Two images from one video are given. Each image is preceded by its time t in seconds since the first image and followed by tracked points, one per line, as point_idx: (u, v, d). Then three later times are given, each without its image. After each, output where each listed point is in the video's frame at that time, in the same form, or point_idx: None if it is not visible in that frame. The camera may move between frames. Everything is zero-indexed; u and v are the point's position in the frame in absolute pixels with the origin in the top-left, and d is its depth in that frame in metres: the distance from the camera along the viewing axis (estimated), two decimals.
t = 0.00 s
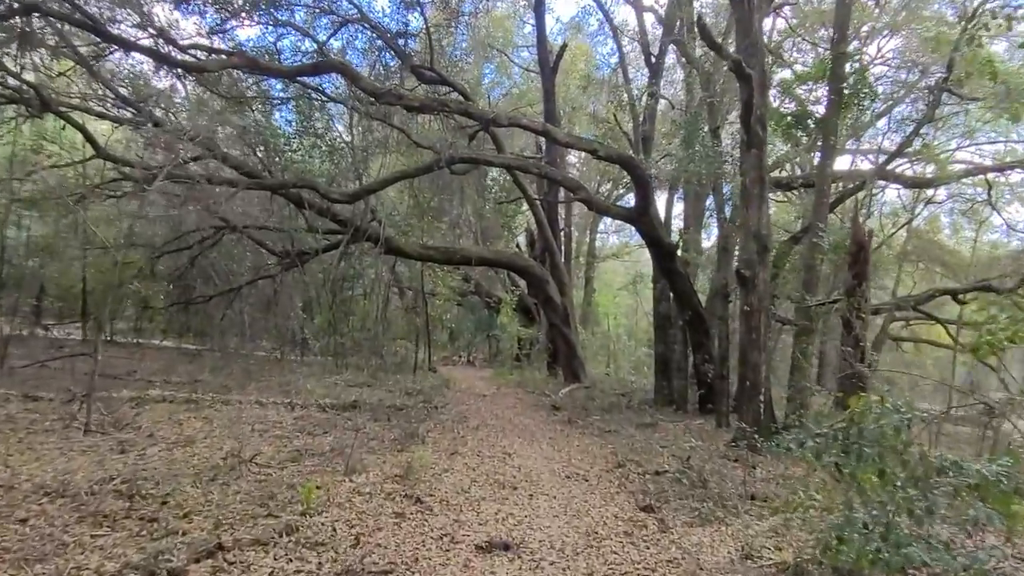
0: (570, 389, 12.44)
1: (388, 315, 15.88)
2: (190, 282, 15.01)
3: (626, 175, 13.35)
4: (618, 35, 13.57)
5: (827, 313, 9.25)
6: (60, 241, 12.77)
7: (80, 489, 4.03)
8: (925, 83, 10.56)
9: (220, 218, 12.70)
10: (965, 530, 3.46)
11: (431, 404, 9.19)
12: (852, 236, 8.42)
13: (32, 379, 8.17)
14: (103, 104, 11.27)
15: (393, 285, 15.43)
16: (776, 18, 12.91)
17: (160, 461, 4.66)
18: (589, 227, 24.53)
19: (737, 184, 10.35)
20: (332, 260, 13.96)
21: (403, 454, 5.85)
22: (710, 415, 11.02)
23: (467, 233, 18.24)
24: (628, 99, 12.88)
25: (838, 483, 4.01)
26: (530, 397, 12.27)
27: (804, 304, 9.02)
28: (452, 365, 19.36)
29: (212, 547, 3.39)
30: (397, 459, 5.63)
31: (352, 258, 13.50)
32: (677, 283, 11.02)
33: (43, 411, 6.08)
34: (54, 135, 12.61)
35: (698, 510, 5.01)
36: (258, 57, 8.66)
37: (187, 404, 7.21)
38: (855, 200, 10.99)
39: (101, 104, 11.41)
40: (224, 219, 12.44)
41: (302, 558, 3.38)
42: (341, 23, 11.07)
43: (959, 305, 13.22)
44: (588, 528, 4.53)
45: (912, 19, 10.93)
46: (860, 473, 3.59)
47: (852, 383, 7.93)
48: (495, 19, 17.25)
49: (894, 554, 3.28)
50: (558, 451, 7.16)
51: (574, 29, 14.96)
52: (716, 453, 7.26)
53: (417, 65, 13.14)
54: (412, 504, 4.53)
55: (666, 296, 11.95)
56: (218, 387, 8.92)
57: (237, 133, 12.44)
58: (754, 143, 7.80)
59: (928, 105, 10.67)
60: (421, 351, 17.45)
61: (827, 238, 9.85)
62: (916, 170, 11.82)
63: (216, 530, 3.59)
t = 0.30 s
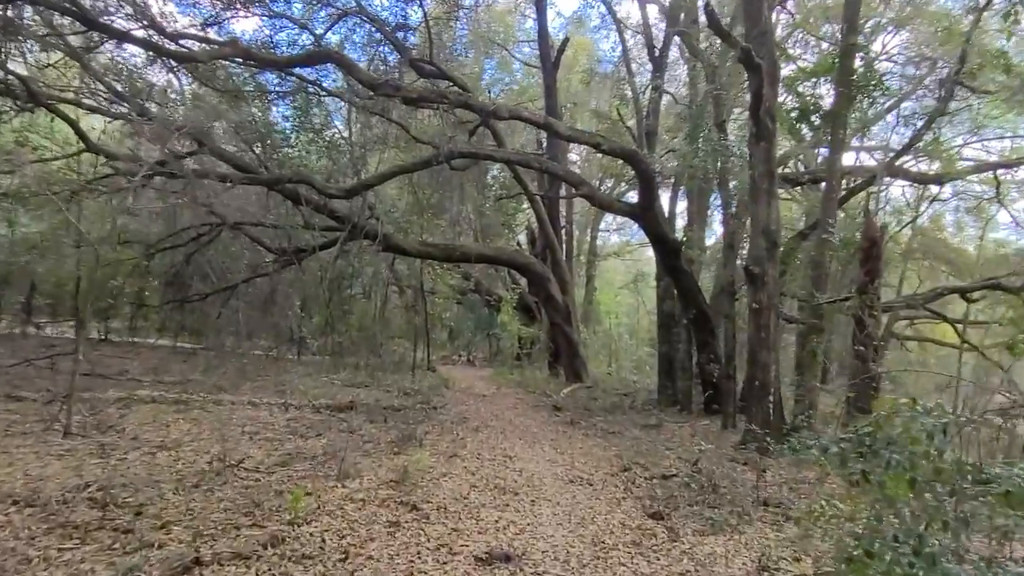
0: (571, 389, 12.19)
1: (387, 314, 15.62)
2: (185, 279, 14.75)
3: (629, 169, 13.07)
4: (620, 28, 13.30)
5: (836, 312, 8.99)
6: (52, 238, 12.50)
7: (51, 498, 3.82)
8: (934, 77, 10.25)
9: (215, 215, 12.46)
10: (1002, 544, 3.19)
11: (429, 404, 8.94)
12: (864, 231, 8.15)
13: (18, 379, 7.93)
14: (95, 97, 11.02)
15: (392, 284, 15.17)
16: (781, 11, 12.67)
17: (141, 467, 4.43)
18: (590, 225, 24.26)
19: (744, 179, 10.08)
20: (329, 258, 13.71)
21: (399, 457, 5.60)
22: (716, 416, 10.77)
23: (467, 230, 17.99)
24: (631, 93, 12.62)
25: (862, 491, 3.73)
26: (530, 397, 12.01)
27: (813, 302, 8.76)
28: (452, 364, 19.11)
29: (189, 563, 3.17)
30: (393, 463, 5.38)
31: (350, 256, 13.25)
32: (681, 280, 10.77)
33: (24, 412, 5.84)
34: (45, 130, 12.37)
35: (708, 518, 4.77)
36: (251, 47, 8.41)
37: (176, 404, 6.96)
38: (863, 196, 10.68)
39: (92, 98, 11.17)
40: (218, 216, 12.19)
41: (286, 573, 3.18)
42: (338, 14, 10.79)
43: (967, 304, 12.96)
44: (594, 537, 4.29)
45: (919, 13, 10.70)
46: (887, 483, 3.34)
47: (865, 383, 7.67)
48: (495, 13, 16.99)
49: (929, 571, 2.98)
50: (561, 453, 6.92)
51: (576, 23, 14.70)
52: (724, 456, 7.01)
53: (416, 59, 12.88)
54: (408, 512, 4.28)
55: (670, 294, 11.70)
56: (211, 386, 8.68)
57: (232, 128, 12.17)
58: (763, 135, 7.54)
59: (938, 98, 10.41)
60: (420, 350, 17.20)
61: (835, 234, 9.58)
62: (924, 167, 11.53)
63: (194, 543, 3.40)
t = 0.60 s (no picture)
0: (572, 390, 11.95)
1: (385, 313, 15.37)
2: (180, 278, 14.49)
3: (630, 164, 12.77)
4: (623, 22, 13.05)
5: (846, 311, 8.74)
6: (42, 236, 12.24)
7: (16, 512, 3.57)
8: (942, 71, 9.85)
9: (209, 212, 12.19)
10: None
11: (426, 406, 8.70)
12: (875, 228, 7.89)
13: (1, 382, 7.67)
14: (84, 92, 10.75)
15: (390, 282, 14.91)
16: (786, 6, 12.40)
17: (118, 475, 4.20)
18: (591, 223, 24.00)
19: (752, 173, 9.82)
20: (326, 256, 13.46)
21: (393, 463, 5.35)
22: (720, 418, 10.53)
23: (466, 228, 17.73)
24: (634, 88, 12.36)
25: (885, 502, 3.49)
26: (531, 398, 11.77)
27: (822, 301, 8.49)
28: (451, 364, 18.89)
29: None
30: (388, 470, 5.13)
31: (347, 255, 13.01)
32: (686, 278, 10.51)
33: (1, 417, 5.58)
34: (35, 125, 12.08)
35: (718, 527, 4.52)
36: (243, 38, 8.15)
37: (164, 407, 6.71)
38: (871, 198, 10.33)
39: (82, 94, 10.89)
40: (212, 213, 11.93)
41: None
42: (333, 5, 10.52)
43: (975, 302, 12.73)
44: (599, 550, 4.05)
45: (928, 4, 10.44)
46: (915, 497, 3.08)
47: (876, 385, 7.42)
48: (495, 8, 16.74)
49: None
50: (562, 457, 6.67)
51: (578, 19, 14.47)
52: (731, 460, 6.76)
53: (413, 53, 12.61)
54: (401, 523, 4.04)
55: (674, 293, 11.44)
56: (201, 388, 8.43)
57: (227, 125, 11.89)
58: (771, 127, 7.28)
59: (948, 93, 10.15)
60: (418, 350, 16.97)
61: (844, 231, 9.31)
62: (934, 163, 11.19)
63: (167, 561, 3.19)
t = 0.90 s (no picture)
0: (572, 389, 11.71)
1: (381, 311, 15.14)
2: (173, 275, 14.25)
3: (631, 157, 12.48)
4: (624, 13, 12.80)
5: (853, 308, 8.49)
6: (31, 232, 12.01)
7: None
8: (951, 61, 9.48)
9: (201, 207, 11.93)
10: None
11: (422, 405, 8.46)
12: (884, 222, 7.62)
13: None
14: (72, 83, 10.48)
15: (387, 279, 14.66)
16: None
17: (90, 480, 3.97)
18: (591, 220, 23.75)
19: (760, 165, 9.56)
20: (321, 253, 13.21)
21: (385, 465, 5.11)
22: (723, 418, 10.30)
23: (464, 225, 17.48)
24: (635, 80, 12.10)
25: (910, 510, 3.25)
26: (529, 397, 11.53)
27: (828, 298, 8.25)
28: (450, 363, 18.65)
29: None
30: (378, 473, 4.88)
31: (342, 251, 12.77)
32: (688, 274, 10.27)
33: None
34: (23, 117, 11.83)
35: (727, 534, 4.28)
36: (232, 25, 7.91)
37: (147, 407, 6.46)
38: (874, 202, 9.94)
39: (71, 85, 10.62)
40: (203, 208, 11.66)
41: None
42: None
43: (982, 300, 12.50)
44: (601, 560, 3.81)
45: None
46: (942, 503, 2.85)
47: (886, 384, 7.18)
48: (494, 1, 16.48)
49: None
50: (562, 459, 6.43)
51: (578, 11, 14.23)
52: (736, 462, 6.53)
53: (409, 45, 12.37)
54: (389, 530, 3.81)
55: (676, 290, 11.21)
56: (191, 387, 8.19)
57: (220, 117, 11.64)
58: (778, 117, 7.05)
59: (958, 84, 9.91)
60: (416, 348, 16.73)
61: (852, 225, 9.05)
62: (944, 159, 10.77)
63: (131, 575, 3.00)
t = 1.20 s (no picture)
0: (570, 390, 11.49)
1: (377, 310, 14.89)
2: (165, 274, 14.01)
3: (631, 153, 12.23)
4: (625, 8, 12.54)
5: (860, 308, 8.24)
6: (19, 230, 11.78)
7: None
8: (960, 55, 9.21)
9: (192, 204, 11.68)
10: None
11: (417, 408, 8.21)
12: (894, 219, 7.38)
13: None
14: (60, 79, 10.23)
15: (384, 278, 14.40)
16: None
17: (56, 494, 3.91)
18: (591, 218, 23.47)
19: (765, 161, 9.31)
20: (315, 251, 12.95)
21: (374, 474, 4.87)
22: (725, 420, 10.06)
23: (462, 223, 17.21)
24: (635, 75, 11.84)
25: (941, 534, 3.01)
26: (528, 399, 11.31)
27: (836, 298, 8.01)
28: (447, 362, 18.41)
29: None
30: (366, 483, 4.64)
31: (336, 249, 12.50)
32: (690, 272, 10.03)
33: None
34: (11, 113, 11.58)
35: (735, 550, 4.05)
36: (220, 16, 7.66)
37: (130, 412, 6.23)
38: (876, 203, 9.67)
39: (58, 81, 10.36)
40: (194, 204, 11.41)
41: None
42: None
43: (989, 300, 12.25)
44: None
45: None
46: (974, 525, 2.62)
47: (897, 387, 6.94)
48: None
49: None
50: (561, 465, 6.20)
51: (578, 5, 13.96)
52: (741, 468, 6.29)
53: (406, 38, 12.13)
54: (375, 548, 3.59)
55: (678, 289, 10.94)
56: (178, 389, 7.94)
57: (213, 112, 11.40)
58: (785, 111, 6.81)
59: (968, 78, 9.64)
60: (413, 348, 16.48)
61: (860, 224, 8.80)
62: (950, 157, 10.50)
63: None
